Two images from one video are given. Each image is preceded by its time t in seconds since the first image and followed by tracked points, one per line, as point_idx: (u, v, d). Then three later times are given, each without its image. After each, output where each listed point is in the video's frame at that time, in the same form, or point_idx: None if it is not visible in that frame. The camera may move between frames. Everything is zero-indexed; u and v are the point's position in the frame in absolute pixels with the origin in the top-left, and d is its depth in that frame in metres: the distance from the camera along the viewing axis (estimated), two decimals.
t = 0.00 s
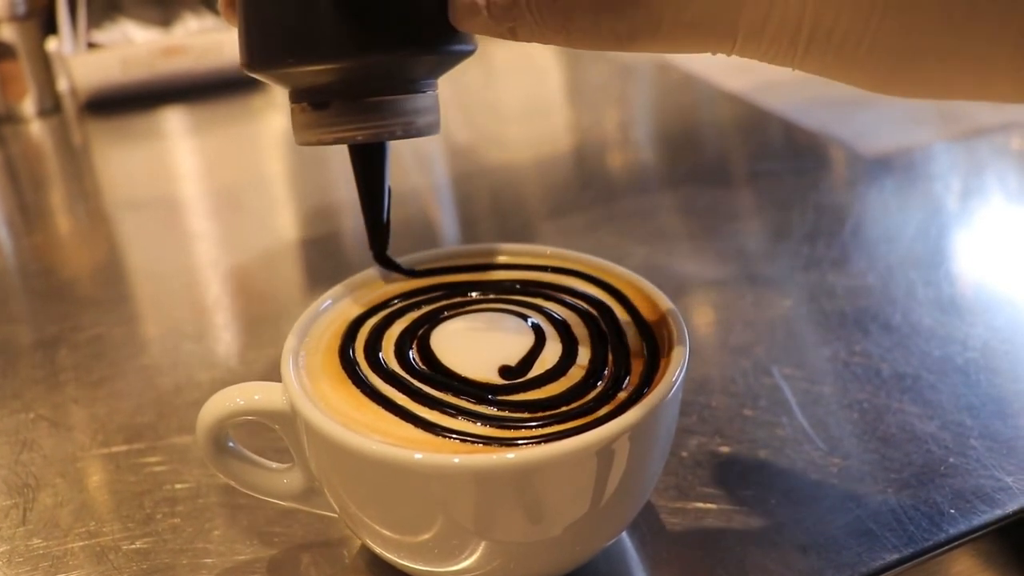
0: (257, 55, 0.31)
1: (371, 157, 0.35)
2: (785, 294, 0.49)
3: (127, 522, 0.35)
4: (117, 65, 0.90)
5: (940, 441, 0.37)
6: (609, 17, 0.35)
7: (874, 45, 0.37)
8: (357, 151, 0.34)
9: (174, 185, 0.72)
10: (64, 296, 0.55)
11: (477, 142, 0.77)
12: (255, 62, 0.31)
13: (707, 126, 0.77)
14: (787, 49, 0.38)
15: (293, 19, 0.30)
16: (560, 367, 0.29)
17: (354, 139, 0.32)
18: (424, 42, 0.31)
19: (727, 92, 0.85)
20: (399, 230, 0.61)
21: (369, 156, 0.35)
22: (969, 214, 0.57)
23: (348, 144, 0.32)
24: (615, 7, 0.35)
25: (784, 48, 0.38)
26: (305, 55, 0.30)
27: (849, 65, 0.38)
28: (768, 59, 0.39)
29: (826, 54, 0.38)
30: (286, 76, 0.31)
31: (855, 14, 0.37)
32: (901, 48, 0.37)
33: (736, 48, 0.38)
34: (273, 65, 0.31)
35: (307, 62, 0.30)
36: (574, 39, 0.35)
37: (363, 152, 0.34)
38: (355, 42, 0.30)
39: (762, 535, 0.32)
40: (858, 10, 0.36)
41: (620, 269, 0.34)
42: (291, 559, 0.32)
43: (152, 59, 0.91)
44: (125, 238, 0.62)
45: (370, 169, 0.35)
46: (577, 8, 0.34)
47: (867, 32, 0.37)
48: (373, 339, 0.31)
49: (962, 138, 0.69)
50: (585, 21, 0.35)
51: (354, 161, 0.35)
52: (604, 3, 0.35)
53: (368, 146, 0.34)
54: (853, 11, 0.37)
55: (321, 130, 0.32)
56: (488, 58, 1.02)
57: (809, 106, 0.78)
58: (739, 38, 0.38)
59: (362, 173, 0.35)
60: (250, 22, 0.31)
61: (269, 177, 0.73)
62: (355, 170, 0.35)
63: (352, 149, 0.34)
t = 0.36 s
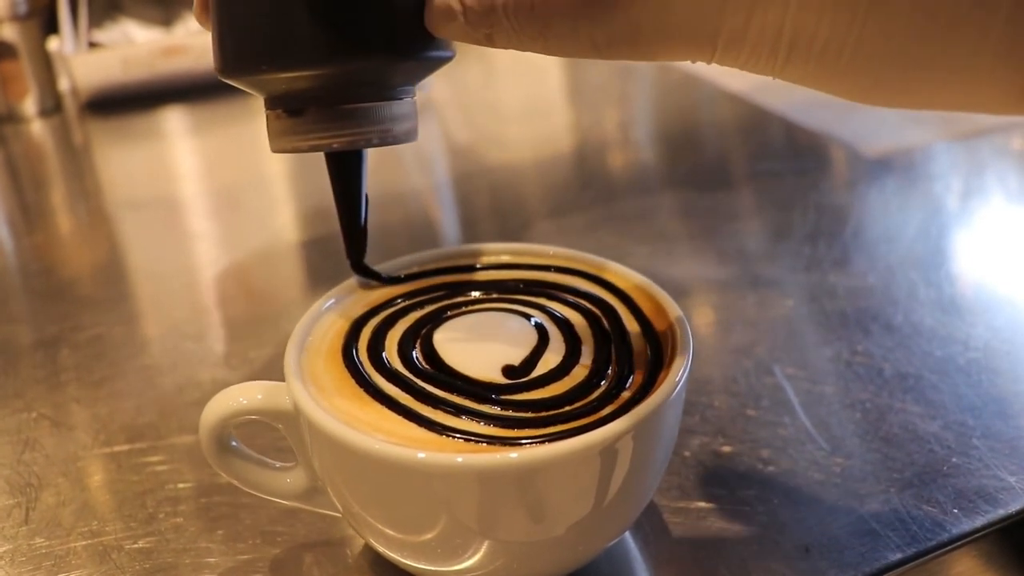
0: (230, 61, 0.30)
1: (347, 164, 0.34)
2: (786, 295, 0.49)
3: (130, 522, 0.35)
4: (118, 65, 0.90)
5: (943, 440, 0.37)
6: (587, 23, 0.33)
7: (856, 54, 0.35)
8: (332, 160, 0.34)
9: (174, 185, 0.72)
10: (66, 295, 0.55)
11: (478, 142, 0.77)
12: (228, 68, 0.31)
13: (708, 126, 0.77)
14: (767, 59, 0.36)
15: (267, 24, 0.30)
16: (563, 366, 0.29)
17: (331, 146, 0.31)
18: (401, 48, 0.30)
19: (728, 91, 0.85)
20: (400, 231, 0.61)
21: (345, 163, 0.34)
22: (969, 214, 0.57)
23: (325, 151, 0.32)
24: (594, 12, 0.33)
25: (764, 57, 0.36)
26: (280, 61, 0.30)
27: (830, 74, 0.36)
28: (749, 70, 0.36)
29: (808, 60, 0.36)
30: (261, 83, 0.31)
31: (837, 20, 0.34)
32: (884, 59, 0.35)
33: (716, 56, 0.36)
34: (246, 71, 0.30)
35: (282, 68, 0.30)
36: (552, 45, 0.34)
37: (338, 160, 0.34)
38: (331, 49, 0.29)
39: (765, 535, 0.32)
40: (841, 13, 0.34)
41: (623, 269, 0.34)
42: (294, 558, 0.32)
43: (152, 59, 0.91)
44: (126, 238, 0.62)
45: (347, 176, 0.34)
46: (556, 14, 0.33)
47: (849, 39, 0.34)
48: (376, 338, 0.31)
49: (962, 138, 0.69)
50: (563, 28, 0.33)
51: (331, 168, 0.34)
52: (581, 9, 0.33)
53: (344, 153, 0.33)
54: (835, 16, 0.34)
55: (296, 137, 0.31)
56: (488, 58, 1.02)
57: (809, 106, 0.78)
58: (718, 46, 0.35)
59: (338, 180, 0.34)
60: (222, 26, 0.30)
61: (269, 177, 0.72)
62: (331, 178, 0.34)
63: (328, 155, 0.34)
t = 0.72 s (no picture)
0: (214, 65, 0.30)
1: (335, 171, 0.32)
2: (788, 293, 0.49)
3: (134, 519, 0.35)
4: (120, 65, 0.90)
5: (945, 438, 0.37)
6: (577, 26, 0.33)
7: (851, 59, 0.35)
8: (319, 167, 0.33)
9: (176, 184, 0.72)
10: (68, 294, 0.55)
11: (479, 142, 0.77)
12: (213, 73, 0.30)
13: (709, 125, 0.77)
14: (762, 62, 0.36)
15: (251, 26, 0.29)
16: (568, 364, 0.29)
17: (317, 151, 0.30)
18: (387, 51, 0.30)
19: (730, 91, 0.85)
20: (401, 230, 0.61)
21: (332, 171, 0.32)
22: (970, 213, 0.57)
23: (310, 156, 0.31)
24: (584, 15, 0.33)
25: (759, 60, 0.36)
26: (266, 64, 0.29)
27: (826, 79, 0.36)
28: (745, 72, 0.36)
29: (802, 65, 0.36)
30: (246, 87, 0.30)
31: (833, 25, 0.34)
32: (882, 64, 0.35)
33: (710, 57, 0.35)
34: (231, 74, 0.30)
35: (268, 71, 0.29)
36: (542, 49, 0.34)
37: (325, 168, 0.32)
38: (317, 51, 0.29)
39: (768, 532, 0.32)
40: (836, 18, 0.34)
41: (626, 267, 0.34)
42: (299, 555, 0.33)
43: (154, 58, 0.91)
44: (128, 237, 0.62)
45: (335, 184, 0.33)
46: (545, 18, 0.33)
47: (845, 43, 0.34)
48: (381, 336, 0.31)
49: (964, 137, 0.69)
50: (554, 32, 0.33)
51: (317, 176, 0.33)
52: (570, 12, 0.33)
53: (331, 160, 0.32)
54: (830, 21, 0.34)
55: (281, 142, 0.31)
56: (489, 58, 1.02)
57: (810, 105, 0.78)
58: (712, 48, 0.35)
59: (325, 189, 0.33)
60: (205, 27, 0.30)
61: (271, 177, 0.73)
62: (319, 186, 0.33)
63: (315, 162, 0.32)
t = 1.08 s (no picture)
0: (197, 61, 0.29)
1: (322, 170, 0.32)
2: (789, 289, 0.49)
3: (136, 514, 0.35)
4: (121, 63, 0.90)
5: (947, 433, 0.37)
6: (570, 20, 0.33)
7: (851, 60, 0.35)
8: (303, 164, 0.32)
9: (176, 182, 0.72)
10: (69, 291, 0.55)
11: (479, 140, 0.77)
12: (196, 68, 0.30)
13: (710, 123, 0.77)
14: (760, 61, 0.36)
15: (234, 22, 0.29)
16: (570, 358, 0.29)
17: (302, 149, 0.30)
18: (375, 48, 0.29)
19: (731, 89, 0.85)
20: (402, 228, 0.61)
21: (319, 170, 0.32)
22: (971, 210, 0.57)
23: (296, 155, 0.30)
24: (577, 10, 0.33)
25: (756, 57, 0.36)
26: (251, 60, 0.29)
27: (826, 78, 0.36)
28: (743, 69, 0.36)
29: (801, 65, 0.36)
30: (229, 82, 0.29)
31: (834, 24, 0.34)
32: (884, 64, 0.35)
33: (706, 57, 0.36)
34: (214, 71, 0.29)
35: (253, 67, 0.29)
36: (535, 45, 0.33)
37: (310, 166, 0.32)
38: (303, 47, 0.28)
39: (771, 526, 0.32)
40: (837, 19, 0.34)
41: (627, 260, 0.34)
42: (300, 549, 0.32)
43: (154, 56, 0.90)
44: (129, 234, 0.62)
45: (321, 184, 0.33)
46: (537, 14, 0.33)
47: (846, 44, 0.34)
48: (383, 330, 0.31)
49: (964, 135, 0.69)
50: (546, 28, 0.33)
51: (303, 175, 0.32)
52: (563, 7, 0.33)
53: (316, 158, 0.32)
54: (831, 20, 0.34)
55: (266, 140, 0.30)
56: (489, 56, 1.02)
57: (811, 103, 0.78)
58: (708, 46, 0.35)
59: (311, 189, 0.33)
60: (187, 23, 0.29)
61: (271, 174, 0.72)
62: (302, 185, 0.33)
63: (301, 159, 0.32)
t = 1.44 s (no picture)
0: (183, 57, 0.28)
1: (311, 170, 0.31)
2: (788, 286, 0.49)
3: (132, 510, 0.35)
4: (120, 61, 0.90)
5: (945, 429, 0.37)
6: (565, 17, 0.32)
7: (850, 59, 0.35)
8: (291, 165, 0.31)
9: (175, 179, 0.72)
10: (68, 288, 0.55)
11: (479, 138, 0.77)
12: (180, 65, 0.29)
13: (709, 121, 0.77)
14: (757, 58, 0.36)
15: (219, 18, 0.28)
16: (567, 353, 0.29)
17: (290, 149, 0.29)
18: (365, 44, 0.28)
19: (731, 87, 0.85)
20: (401, 225, 0.61)
21: (308, 171, 0.31)
22: (970, 208, 0.57)
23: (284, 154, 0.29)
24: (572, 7, 0.32)
25: (754, 56, 0.36)
26: (237, 57, 0.28)
27: (825, 78, 0.36)
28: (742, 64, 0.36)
29: (798, 64, 0.35)
30: (215, 80, 0.28)
31: (832, 23, 0.34)
32: (883, 63, 0.35)
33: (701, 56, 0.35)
34: (199, 69, 0.28)
35: (240, 64, 0.28)
36: (528, 42, 0.33)
37: (299, 167, 0.31)
38: (292, 42, 0.27)
39: (768, 522, 0.32)
40: (835, 18, 0.34)
41: (625, 256, 0.34)
42: (297, 546, 0.32)
43: (153, 55, 0.90)
44: (128, 232, 0.62)
45: (310, 185, 0.31)
46: (530, 11, 0.32)
47: (844, 44, 0.34)
48: (379, 325, 0.31)
49: (965, 133, 0.69)
50: (540, 25, 0.33)
51: (292, 177, 0.31)
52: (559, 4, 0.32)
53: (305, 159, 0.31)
54: (830, 19, 0.34)
55: (253, 139, 0.29)
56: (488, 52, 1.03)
57: (811, 101, 0.78)
58: (703, 46, 0.35)
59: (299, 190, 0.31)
60: (173, 18, 0.28)
61: (270, 172, 0.72)
62: (291, 186, 0.32)
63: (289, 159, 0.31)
